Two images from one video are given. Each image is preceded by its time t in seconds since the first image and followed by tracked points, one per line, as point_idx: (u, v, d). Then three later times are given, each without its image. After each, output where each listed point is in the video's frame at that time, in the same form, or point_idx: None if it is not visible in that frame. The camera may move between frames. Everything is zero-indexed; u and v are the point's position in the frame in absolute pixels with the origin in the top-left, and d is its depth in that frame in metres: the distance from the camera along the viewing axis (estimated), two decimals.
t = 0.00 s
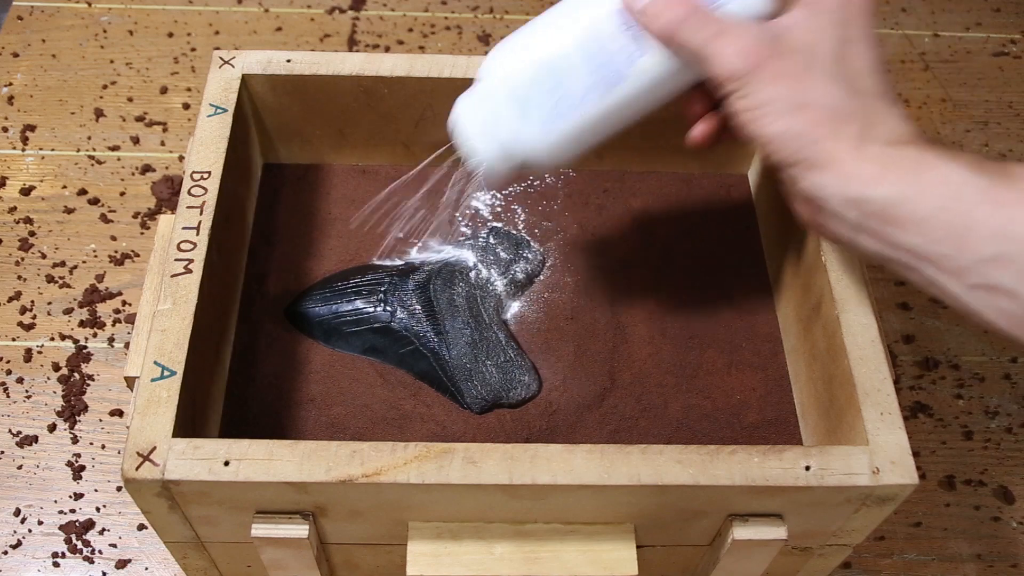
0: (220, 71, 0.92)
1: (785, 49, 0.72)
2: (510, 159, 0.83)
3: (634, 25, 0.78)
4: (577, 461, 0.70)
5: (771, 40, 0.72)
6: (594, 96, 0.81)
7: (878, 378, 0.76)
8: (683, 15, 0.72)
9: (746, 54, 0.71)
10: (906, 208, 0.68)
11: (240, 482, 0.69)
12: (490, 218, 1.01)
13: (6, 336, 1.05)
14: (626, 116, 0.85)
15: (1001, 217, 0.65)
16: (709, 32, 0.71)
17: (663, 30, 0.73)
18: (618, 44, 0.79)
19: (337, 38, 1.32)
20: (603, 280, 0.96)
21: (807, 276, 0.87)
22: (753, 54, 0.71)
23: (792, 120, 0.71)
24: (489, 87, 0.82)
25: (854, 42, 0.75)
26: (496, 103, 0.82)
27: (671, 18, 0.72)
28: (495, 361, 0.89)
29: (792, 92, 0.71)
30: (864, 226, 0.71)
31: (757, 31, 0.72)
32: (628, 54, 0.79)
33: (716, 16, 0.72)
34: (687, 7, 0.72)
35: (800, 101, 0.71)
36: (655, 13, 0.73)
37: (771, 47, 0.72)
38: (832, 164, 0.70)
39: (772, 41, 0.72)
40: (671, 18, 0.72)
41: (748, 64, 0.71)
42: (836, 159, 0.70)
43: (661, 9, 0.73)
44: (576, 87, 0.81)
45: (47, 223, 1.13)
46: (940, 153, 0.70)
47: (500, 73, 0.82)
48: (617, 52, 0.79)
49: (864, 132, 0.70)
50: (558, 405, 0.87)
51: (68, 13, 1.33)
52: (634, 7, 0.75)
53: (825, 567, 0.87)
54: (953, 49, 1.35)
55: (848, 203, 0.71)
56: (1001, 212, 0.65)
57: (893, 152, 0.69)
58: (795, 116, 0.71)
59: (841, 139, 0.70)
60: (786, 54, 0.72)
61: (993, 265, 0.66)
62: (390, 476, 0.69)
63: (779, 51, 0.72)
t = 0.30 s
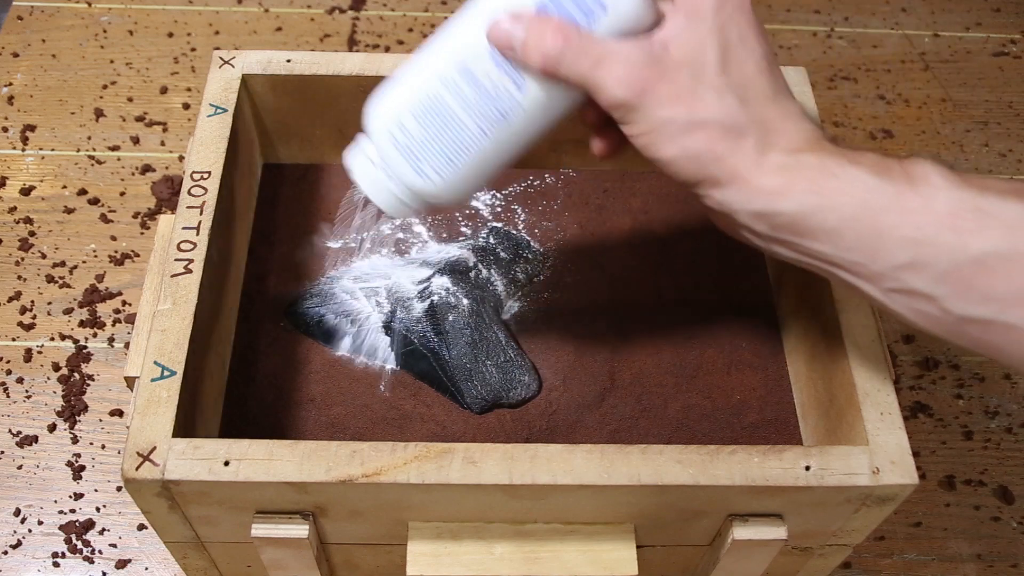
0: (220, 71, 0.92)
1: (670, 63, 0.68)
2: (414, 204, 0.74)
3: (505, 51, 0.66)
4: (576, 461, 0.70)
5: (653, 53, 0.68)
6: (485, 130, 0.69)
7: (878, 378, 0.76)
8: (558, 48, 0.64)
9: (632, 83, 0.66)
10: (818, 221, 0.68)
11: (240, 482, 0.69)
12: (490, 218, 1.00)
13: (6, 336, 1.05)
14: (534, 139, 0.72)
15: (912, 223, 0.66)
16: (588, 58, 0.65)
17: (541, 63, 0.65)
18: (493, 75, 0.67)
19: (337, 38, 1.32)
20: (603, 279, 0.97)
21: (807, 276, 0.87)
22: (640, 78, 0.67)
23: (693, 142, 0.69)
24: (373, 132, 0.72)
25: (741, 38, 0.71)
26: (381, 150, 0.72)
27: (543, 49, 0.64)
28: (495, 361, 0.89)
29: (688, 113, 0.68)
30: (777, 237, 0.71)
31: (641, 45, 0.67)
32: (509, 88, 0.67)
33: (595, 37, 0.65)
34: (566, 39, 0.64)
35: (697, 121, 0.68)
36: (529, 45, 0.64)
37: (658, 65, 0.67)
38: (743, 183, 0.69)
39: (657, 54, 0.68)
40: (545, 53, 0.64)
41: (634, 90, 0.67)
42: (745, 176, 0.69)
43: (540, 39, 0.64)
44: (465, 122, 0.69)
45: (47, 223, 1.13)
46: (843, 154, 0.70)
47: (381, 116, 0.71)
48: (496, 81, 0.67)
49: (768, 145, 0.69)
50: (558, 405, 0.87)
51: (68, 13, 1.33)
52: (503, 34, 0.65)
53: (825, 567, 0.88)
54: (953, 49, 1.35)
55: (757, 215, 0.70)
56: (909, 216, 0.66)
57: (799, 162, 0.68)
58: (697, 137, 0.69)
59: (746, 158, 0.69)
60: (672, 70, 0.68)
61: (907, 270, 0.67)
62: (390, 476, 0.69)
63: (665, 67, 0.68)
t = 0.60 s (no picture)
0: (220, 71, 0.92)
1: (661, 144, 0.66)
2: (436, 331, 0.72)
3: (480, 164, 0.65)
4: (577, 461, 0.70)
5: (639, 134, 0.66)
6: (492, 247, 0.67)
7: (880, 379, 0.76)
8: (540, 154, 0.62)
9: (629, 173, 0.65)
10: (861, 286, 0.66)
11: (240, 482, 0.69)
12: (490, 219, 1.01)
13: (6, 336, 1.05)
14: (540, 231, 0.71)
15: (959, 283, 0.64)
16: (573, 155, 0.64)
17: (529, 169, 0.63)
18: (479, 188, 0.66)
19: (337, 38, 1.32)
20: (602, 279, 0.96)
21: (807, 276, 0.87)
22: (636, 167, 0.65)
23: (707, 222, 0.66)
24: (376, 277, 0.71)
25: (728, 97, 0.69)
26: (388, 287, 0.70)
27: (529, 156, 0.62)
28: (495, 361, 0.89)
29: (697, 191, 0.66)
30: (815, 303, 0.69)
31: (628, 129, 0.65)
32: (496, 201, 0.66)
33: (578, 137, 0.64)
34: (547, 140, 0.63)
35: (706, 199, 0.66)
36: (508, 150, 0.63)
37: (650, 149, 0.66)
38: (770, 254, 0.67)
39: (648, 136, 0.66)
40: (532, 156, 0.62)
41: (635, 178, 0.65)
42: (774, 249, 0.67)
43: (524, 141, 0.62)
44: (466, 253, 0.67)
45: (47, 223, 1.13)
46: (868, 208, 0.68)
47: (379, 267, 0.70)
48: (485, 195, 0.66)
49: (785, 213, 0.67)
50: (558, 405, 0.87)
51: (68, 13, 1.33)
52: (477, 143, 0.64)
53: (825, 568, 0.88)
54: (953, 49, 1.35)
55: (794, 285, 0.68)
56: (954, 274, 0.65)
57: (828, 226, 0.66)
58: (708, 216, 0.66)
59: (764, 232, 0.67)
60: (669, 151, 0.66)
61: (958, 327, 0.66)
62: (390, 476, 0.69)
63: (657, 151, 0.66)
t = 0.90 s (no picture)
0: (220, 71, 0.92)
1: (959, 166, 0.63)
2: (703, 361, 0.71)
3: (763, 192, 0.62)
4: (577, 461, 0.70)
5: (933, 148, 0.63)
6: (763, 274, 0.65)
7: (879, 379, 0.76)
8: (836, 184, 0.59)
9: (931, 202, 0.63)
10: None
11: (240, 482, 0.69)
12: (490, 218, 1.01)
13: (6, 336, 1.05)
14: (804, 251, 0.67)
15: None
16: (873, 184, 0.60)
17: (819, 194, 0.59)
18: (751, 211, 0.63)
19: (337, 38, 1.32)
20: (603, 279, 0.97)
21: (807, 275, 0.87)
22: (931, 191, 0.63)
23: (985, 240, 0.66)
24: (648, 305, 0.69)
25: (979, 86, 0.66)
26: (655, 309, 0.69)
27: (817, 182, 0.58)
28: (496, 361, 0.89)
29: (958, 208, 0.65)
30: None
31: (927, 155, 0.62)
32: (776, 223, 0.63)
33: (881, 165, 0.60)
34: (839, 167, 0.58)
35: (1001, 225, 0.65)
36: (805, 175, 0.58)
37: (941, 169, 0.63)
38: None
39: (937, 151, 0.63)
40: (826, 177, 0.58)
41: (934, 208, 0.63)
42: None
43: (810, 161, 0.58)
44: (744, 277, 0.65)
45: (47, 223, 1.13)
46: None
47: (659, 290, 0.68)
48: (755, 215, 0.63)
49: None
50: (558, 404, 0.88)
51: (68, 13, 1.33)
52: (760, 169, 0.60)
53: (825, 568, 0.88)
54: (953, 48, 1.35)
55: None
56: None
57: None
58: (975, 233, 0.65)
59: None
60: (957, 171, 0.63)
61: None
62: (390, 476, 0.69)
63: (953, 173, 0.63)
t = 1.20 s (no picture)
0: (220, 71, 0.92)
1: None
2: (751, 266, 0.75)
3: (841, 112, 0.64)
4: (577, 461, 0.70)
5: None
6: (826, 194, 0.69)
7: (879, 379, 0.76)
8: (913, 121, 0.60)
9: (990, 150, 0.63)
10: None
11: (240, 482, 0.69)
12: (490, 218, 1.01)
13: (6, 336, 1.05)
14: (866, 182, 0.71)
15: None
16: (946, 132, 0.61)
17: (892, 133, 0.61)
18: (828, 136, 0.66)
19: (337, 38, 1.32)
20: (603, 279, 0.97)
21: (807, 276, 0.87)
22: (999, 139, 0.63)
23: None
24: (711, 203, 0.73)
25: None
26: (716, 214, 0.73)
27: (893, 117, 0.61)
28: (496, 361, 0.89)
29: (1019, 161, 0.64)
30: None
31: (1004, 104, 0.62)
32: (846, 149, 0.66)
33: (953, 108, 0.61)
34: (919, 109, 0.60)
35: None
36: (880, 111, 0.61)
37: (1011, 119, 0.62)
38: None
39: None
40: (903, 123, 0.60)
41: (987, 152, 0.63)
42: None
43: (887, 106, 0.61)
44: (805, 191, 0.69)
45: (47, 223, 1.13)
46: None
47: (721, 183, 0.71)
48: (831, 139, 0.66)
49: None
50: (557, 404, 0.87)
51: (68, 13, 1.33)
52: (838, 102, 0.64)
53: (824, 568, 0.88)
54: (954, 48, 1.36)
55: None
56: None
57: None
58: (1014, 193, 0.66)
59: None
60: None
61: None
62: (390, 476, 0.69)
63: None
